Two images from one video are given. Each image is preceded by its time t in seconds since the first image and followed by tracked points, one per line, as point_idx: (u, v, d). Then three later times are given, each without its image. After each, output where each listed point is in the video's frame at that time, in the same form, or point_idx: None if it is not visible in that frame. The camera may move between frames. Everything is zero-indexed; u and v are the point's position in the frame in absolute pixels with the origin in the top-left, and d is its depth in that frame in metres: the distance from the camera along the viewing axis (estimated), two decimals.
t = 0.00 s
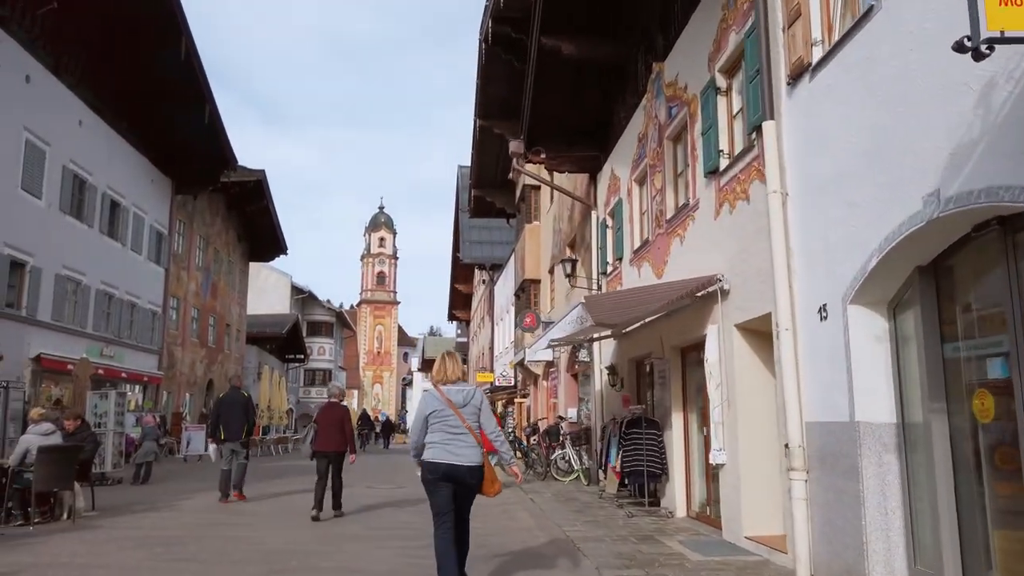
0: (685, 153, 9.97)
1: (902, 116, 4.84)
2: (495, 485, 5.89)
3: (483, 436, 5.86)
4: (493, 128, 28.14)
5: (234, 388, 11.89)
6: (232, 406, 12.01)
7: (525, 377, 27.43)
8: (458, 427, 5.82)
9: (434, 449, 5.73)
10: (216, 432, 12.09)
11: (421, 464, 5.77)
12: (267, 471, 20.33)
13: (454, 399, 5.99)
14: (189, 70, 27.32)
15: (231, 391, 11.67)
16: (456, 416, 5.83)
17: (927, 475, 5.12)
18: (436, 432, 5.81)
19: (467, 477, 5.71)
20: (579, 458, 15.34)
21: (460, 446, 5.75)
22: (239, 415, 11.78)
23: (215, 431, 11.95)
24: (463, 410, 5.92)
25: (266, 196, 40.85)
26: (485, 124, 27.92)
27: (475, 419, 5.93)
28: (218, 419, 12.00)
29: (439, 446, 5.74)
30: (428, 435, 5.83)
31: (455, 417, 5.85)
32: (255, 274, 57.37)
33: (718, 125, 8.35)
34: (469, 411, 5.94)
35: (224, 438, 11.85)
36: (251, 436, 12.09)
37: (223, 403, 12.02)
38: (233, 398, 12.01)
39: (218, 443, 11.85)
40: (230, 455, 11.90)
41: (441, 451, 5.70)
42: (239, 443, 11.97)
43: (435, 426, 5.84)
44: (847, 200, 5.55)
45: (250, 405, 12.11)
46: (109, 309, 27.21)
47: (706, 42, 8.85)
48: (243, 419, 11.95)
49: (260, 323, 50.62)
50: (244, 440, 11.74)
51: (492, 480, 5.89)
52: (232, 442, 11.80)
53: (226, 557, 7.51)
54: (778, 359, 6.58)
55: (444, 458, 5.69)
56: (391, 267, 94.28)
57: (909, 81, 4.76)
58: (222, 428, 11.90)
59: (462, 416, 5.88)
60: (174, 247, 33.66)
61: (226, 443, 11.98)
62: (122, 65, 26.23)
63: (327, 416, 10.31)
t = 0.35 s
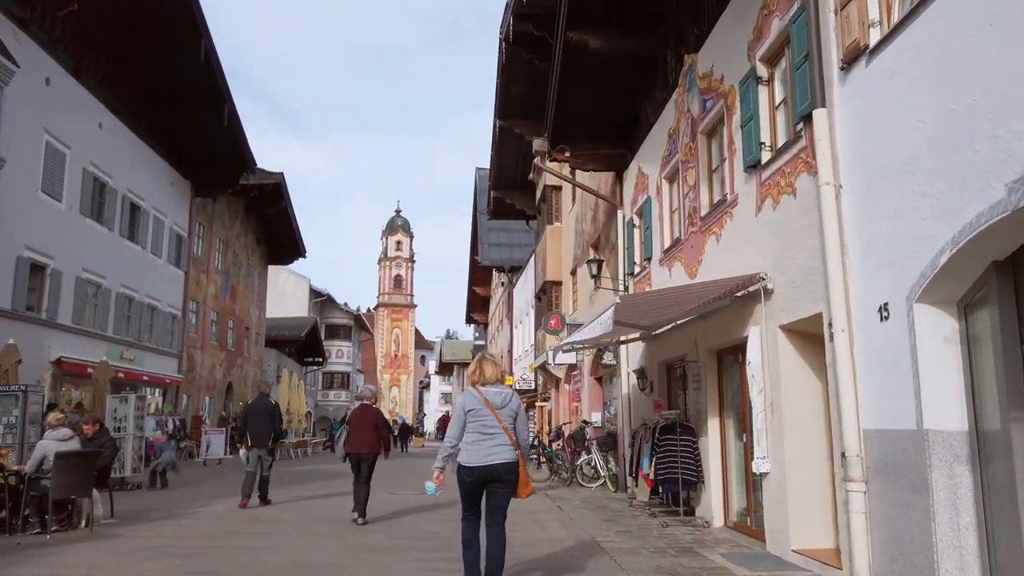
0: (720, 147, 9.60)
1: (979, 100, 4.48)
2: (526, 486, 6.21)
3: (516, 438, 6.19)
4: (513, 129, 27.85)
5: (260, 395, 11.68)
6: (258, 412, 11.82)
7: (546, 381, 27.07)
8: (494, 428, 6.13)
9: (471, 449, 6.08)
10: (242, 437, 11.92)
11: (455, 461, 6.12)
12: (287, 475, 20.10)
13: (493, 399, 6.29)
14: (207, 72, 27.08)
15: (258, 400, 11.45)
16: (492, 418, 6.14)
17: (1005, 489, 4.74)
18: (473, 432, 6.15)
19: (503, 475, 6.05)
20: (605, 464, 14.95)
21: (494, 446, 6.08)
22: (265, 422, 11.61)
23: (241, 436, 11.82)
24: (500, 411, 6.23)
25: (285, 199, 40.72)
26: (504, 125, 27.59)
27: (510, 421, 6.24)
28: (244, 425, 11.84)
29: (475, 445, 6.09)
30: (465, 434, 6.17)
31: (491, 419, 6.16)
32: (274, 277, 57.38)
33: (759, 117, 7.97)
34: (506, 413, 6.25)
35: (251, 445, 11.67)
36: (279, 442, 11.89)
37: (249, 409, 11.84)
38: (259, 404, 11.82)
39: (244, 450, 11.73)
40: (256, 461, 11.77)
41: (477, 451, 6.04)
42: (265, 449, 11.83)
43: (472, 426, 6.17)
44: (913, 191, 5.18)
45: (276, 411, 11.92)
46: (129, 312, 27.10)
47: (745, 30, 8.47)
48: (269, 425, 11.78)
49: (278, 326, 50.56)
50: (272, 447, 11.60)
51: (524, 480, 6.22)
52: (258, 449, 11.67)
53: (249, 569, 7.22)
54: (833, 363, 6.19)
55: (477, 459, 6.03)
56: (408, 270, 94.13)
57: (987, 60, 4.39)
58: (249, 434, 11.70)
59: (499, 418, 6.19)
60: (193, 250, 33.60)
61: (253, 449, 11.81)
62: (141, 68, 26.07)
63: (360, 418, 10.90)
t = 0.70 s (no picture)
0: (751, 136, 9.23)
1: None
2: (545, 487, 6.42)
3: (534, 440, 6.44)
4: (529, 126, 27.54)
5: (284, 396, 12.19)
6: (281, 413, 12.34)
7: (563, 382, 26.70)
8: (512, 431, 6.41)
9: (491, 453, 6.34)
10: (265, 438, 12.41)
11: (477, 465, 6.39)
12: (303, 477, 19.87)
13: (511, 405, 6.58)
14: (222, 71, 26.79)
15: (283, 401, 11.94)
16: (510, 422, 6.43)
17: None
18: (493, 436, 6.44)
19: (520, 477, 6.27)
20: (628, 466, 14.58)
21: (513, 450, 6.34)
22: (288, 422, 12.08)
23: (265, 436, 12.31)
24: (518, 416, 6.52)
25: (300, 200, 40.56)
26: (521, 122, 27.26)
27: (528, 425, 6.51)
28: (268, 426, 12.34)
29: (495, 449, 6.36)
30: (485, 439, 6.46)
31: (510, 422, 6.44)
32: (289, 279, 57.32)
33: (797, 102, 7.65)
34: (524, 417, 6.53)
35: (274, 445, 12.21)
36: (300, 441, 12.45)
37: (274, 410, 12.36)
38: (281, 406, 12.33)
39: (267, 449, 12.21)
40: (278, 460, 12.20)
41: (496, 455, 6.30)
42: (287, 450, 12.25)
43: (492, 430, 6.46)
44: (976, 173, 4.83)
45: (298, 414, 12.43)
46: (145, 313, 26.96)
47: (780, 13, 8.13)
48: (291, 426, 12.27)
49: (294, 328, 50.46)
50: (294, 445, 12.06)
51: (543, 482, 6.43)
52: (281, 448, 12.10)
53: None
54: (884, 360, 5.81)
55: (497, 462, 6.28)
56: (422, 272, 93.95)
57: None
58: (272, 434, 12.25)
59: (517, 422, 6.47)
60: (209, 251, 33.50)
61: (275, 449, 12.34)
62: (155, 67, 25.88)
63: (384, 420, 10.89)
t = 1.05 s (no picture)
0: (782, 129, 8.87)
1: None
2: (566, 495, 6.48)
3: (555, 449, 6.48)
4: (544, 128, 27.22)
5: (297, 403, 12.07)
6: (296, 419, 12.27)
7: (579, 386, 26.32)
8: (534, 440, 6.44)
9: (513, 461, 6.37)
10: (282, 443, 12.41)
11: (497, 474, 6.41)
12: (317, 484, 19.58)
13: (530, 414, 6.62)
14: (235, 74, 26.61)
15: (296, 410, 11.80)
16: (531, 431, 6.46)
17: None
18: (514, 445, 6.45)
19: (542, 485, 6.32)
20: (650, 473, 14.19)
21: (535, 458, 6.37)
22: (303, 431, 12.00)
23: (281, 441, 12.32)
24: (538, 425, 6.55)
25: (314, 204, 40.39)
26: (535, 123, 26.93)
27: (548, 433, 6.54)
28: (284, 431, 12.33)
29: (517, 457, 6.38)
30: (506, 447, 6.48)
31: (531, 432, 6.48)
32: (303, 284, 57.20)
33: (833, 92, 7.31)
34: (543, 426, 6.57)
35: (290, 452, 12.19)
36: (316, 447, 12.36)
37: (289, 416, 12.30)
38: (296, 412, 12.34)
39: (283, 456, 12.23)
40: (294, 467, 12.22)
41: (518, 464, 6.33)
42: (303, 456, 12.24)
43: (512, 439, 6.49)
44: None
45: (313, 419, 12.32)
46: (158, 318, 26.78)
47: None
48: (305, 433, 12.25)
49: (307, 332, 50.29)
50: (309, 453, 12.04)
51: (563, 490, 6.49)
52: (296, 455, 12.10)
53: None
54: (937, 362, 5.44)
55: (518, 469, 6.32)
56: (435, 276, 93.78)
57: None
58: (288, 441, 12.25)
59: (538, 431, 6.50)
60: (222, 256, 33.35)
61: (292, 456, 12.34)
62: (169, 70, 25.71)
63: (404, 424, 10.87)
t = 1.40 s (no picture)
0: (813, 119, 8.51)
1: None
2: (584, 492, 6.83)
3: (576, 448, 6.81)
4: (557, 127, 26.86)
5: (312, 406, 12.42)
6: (312, 424, 12.61)
7: (594, 389, 25.91)
8: (556, 438, 6.77)
9: (535, 458, 6.72)
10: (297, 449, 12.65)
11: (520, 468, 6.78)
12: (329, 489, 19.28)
13: (554, 412, 6.94)
14: (246, 74, 26.34)
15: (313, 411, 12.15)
16: (554, 429, 6.79)
17: None
18: (537, 441, 6.79)
19: (563, 483, 6.66)
20: (671, 479, 13.77)
21: (556, 456, 6.71)
22: (319, 433, 12.31)
23: (297, 447, 12.57)
24: (561, 423, 6.87)
25: (325, 207, 40.17)
26: (549, 123, 26.57)
27: (570, 432, 6.86)
28: (300, 436, 12.61)
29: (539, 454, 6.73)
30: (529, 443, 6.83)
31: (553, 430, 6.81)
32: (314, 287, 57.04)
33: (873, 77, 6.95)
34: (566, 424, 6.89)
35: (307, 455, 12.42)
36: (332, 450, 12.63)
37: (305, 421, 12.63)
38: (313, 416, 12.59)
39: (300, 459, 12.47)
40: (310, 471, 12.47)
41: (539, 461, 6.69)
42: (319, 459, 12.54)
43: (536, 436, 6.82)
44: None
45: (328, 423, 12.63)
46: (169, 321, 26.55)
47: None
48: (322, 436, 12.52)
49: (318, 336, 50.06)
50: (326, 455, 12.35)
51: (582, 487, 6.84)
52: (313, 458, 12.38)
53: None
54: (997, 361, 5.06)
55: (540, 467, 6.68)
56: (446, 280, 93.49)
57: None
58: (304, 445, 12.46)
59: (560, 429, 6.83)
60: (234, 258, 33.15)
61: (308, 459, 12.55)
62: (179, 71, 25.47)
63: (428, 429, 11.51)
